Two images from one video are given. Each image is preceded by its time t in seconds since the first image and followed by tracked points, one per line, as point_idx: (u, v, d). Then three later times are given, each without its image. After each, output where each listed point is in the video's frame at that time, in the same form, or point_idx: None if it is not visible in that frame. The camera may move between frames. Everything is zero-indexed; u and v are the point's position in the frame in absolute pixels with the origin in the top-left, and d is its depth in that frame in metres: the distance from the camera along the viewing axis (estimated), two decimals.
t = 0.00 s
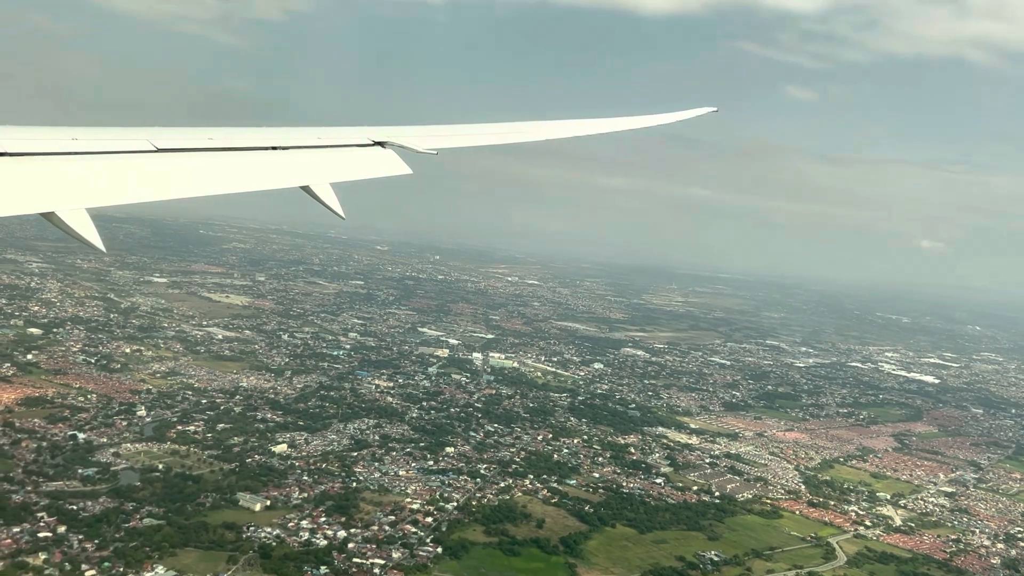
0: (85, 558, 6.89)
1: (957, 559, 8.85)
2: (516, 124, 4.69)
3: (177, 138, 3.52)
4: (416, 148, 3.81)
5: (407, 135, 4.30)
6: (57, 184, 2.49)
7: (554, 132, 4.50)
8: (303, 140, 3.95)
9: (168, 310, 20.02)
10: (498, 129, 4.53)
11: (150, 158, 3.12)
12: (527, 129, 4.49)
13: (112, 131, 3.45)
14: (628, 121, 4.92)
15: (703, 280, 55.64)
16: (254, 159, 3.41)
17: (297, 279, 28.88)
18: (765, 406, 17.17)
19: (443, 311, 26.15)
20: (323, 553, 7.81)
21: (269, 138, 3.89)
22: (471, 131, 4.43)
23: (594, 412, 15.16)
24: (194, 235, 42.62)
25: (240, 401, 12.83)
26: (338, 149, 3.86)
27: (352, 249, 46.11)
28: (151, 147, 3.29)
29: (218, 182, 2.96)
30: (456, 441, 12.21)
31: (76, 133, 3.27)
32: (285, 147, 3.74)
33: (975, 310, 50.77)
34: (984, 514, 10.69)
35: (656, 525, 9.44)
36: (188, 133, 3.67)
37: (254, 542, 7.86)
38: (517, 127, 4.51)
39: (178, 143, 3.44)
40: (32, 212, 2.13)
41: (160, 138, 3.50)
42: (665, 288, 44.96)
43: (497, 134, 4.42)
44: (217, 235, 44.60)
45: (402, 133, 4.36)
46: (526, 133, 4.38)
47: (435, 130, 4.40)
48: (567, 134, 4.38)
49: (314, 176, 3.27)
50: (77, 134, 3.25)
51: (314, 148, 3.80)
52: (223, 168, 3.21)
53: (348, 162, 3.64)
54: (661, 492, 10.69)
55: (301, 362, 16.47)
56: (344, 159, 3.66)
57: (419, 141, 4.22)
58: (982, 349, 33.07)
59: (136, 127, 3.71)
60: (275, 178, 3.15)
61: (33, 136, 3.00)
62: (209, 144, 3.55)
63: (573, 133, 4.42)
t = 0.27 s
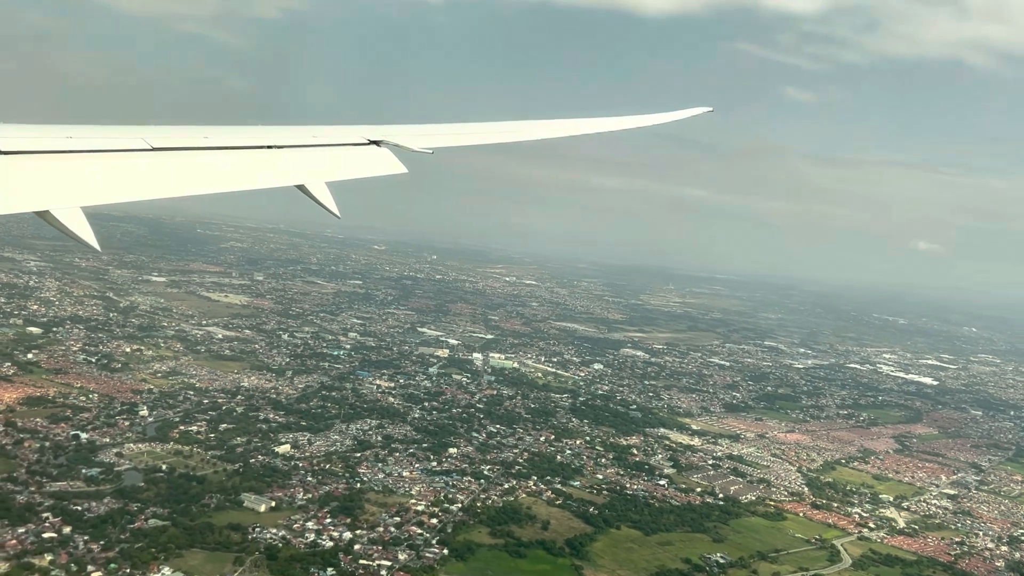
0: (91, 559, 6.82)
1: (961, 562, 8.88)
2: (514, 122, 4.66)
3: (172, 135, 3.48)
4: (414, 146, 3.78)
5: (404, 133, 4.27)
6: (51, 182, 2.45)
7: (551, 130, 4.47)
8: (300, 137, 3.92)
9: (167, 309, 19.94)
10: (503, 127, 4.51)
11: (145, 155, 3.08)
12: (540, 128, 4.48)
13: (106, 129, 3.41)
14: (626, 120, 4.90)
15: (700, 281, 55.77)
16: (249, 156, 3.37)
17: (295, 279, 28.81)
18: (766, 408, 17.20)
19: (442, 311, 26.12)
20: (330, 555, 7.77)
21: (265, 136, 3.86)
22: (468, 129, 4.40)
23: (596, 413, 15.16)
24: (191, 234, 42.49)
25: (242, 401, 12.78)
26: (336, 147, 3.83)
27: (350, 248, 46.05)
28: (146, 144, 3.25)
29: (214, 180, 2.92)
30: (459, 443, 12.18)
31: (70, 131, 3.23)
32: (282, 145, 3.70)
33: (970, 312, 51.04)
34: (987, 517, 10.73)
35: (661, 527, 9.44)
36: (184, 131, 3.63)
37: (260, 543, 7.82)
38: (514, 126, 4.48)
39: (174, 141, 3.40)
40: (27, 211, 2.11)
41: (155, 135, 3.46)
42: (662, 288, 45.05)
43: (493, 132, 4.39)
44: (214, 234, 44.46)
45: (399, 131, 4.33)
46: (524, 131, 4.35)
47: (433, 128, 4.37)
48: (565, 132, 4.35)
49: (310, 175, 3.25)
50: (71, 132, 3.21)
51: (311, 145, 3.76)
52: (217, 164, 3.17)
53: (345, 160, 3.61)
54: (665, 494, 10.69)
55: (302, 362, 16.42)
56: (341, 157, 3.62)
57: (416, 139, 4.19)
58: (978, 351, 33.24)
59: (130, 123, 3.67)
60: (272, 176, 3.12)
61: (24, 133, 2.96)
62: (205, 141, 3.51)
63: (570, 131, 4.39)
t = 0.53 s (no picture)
0: (96, 560, 6.77)
1: (963, 564, 8.93)
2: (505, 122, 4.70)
3: (166, 134, 3.50)
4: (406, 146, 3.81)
5: (395, 133, 4.30)
6: (45, 179, 2.48)
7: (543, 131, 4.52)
8: (292, 137, 3.95)
9: (164, 308, 19.83)
10: (496, 127, 4.55)
11: (138, 153, 3.10)
12: (542, 127, 4.51)
13: (100, 129, 3.43)
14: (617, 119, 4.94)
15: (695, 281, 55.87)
16: (242, 155, 3.40)
17: (292, 278, 28.71)
18: (764, 409, 17.25)
19: (439, 311, 26.09)
20: (334, 557, 7.75)
21: (259, 135, 3.89)
22: (460, 129, 4.43)
23: (596, 414, 15.16)
24: (186, 232, 42.27)
25: (242, 401, 12.73)
26: (328, 146, 3.86)
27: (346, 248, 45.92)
28: (140, 143, 3.28)
29: (207, 178, 2.95)
30: (460, 443, 12.17)
31: (63, 130, 3.25)
32: (275, 144, 3.73)
33: (964, 314, 51.34)
34: (987, 519, 10.79)
35: (665, 529, 9.45)
36: (177, 131, 3.65)
37: (264, 544, 7.79)
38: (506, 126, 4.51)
39: (167, 139, 3.43)
40: (23, 208, 2.14)
41: (148, 135, 3.48)
42: (658, 288, 45.14)
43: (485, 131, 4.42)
44: (210, 233, 44.23)
45: (391, 131, 4.36)
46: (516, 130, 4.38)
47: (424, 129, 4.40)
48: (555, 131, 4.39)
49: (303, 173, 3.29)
50: (65, 131, 3.23)
51: (304, 145, 3.80)
52: (210, 163, 3.21)
53: (337, 159, 3.64)
54: (668, 496, 10.71)
55: (301, 362, 16.37)
56: (333, 156, 3.65)
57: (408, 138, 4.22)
58: (973, 352, 33.45)
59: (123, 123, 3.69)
60: (264, 174, 3.15)
61: (18, 132, 2.98)
62: (198, 140, 3.54)
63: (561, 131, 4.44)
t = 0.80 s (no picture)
0: (98, 561, 6.70)
1: (964, 565, 8.98)
2: (496, 120, 4.71)
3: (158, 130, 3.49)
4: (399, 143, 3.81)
5: (387, 129, 4.30)
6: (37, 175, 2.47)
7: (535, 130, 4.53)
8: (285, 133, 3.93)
9: (159, 307, 19.69)
10: (489, 125, 4.55)
11: (130, 149, 3.09)
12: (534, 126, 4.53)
13: (91, 125, 3.41)
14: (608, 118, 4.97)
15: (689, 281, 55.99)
16: (234, 151, 3.39)
17: (288, 277, 28.58)
18: (762, 409, 17.30)
19: (435, 310, 26.04)
20: (338, 558, 7.70)
21: (251, 131, 3.87)
22: (452, 126, 4.43)
23: (595, 414, 15.17)
24: (180, 230, 41.99)
25: (241, 401, 12.66)
26: (321, 142, 3.85)
27: (341, 246, 45.75)
28: (131, 139, 3.26)
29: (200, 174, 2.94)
30: (460, 443, 12.14)
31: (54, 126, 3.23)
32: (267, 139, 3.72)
33: (956, 314, 51.70)
34: (985, 519, 10.86)
35: (667, 530, 9.46)
36: (167, 127, 3.63)
37: (267, 545, 7.75)
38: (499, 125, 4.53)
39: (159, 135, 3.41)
40: (14, 205, 2.15)
41: (139, 131, 3.46)
42: (653, 288, 45.22)
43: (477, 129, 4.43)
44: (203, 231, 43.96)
45: (383, 128, 4.35)
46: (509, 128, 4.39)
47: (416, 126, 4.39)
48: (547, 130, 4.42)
49: (295, 169, 3.29)
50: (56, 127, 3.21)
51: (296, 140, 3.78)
52: (202, 158, 3.20)
53: (330, 155, 3.64)
54: (668, 496, 10.72)
55: (298, 362, 16.30)
56: (326, 152, 3.65)
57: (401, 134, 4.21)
58: (966, 352, 33.68)
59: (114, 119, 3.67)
60: (257, 170, 3.14)
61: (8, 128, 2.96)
62: (190, 136, 3.53)
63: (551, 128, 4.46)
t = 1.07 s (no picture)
0: (99, 562, 6.64)
1: (962, 564, 9.05)
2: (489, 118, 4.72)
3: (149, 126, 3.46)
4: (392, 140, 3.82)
5: (379, 125, 4.29)
6: (28, 168, 2.45)
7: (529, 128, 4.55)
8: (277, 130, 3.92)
9: (152, 305, 19.52)
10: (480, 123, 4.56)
11: (121, 144, 3.07)
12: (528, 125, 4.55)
13: (80, 120, 3.38)
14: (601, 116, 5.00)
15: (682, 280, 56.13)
16: (225, 147, 3.38)
17: (282, 275, 28.42)
18: (758, 409, 17.37)
19: (430, 309, 25.97)
20: (339, 559, 7.66)
21: (241, 127, 3.85)
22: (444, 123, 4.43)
23: (593, 414, 15.18)
24: (172, 228, 41.63)
25: (238, 400, 12.58)
26: (312, 139, 3.85)
27: (334, 245, 45.53)
28: (122, 134, 3.24)
29: (192, 171, 2.93)
30: (458, 443, 12.12)
31: (43, 121, 3.20)
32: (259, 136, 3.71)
33: (947, 314, 52.13)
34: (981, 519, 10.95)
35: (668, 530, 9.48)
36: (158, 123, 3.61)
37: (268, 546, 7.70)
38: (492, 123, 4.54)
39: (150, 131, 3.39)
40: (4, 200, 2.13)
41: (130, 127, 3.44)
42: (647, 287, 45.31)
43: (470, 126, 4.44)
44: (196, 228, 43.62)
45: (376, 124, 4.35)
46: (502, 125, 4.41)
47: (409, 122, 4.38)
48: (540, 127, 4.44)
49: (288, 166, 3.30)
50: (45, 122, 3.18)
51: (288, 137, 3.78)
52: (193, 154, 3.18)
53: (322, 152, 3.63)
54: (668, 496, 10.75)
55: (294, 360, 16.21)
56: (319, 150, 3.65)
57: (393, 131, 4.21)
58: (957, 352, 33.96)
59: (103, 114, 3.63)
60: (250, 167, 3.14)
61: None
62: (181, 132, 3.51)
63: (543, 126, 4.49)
